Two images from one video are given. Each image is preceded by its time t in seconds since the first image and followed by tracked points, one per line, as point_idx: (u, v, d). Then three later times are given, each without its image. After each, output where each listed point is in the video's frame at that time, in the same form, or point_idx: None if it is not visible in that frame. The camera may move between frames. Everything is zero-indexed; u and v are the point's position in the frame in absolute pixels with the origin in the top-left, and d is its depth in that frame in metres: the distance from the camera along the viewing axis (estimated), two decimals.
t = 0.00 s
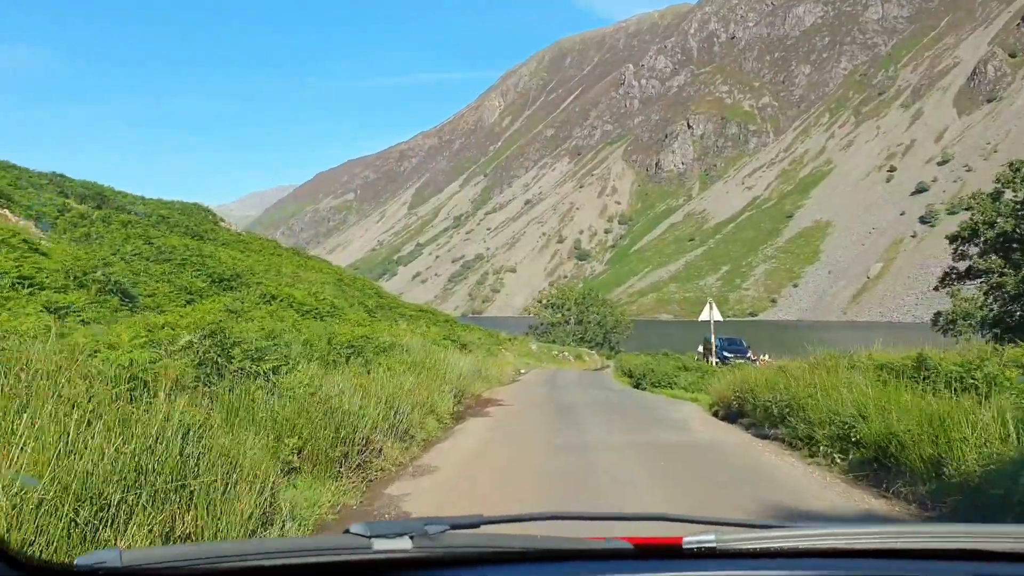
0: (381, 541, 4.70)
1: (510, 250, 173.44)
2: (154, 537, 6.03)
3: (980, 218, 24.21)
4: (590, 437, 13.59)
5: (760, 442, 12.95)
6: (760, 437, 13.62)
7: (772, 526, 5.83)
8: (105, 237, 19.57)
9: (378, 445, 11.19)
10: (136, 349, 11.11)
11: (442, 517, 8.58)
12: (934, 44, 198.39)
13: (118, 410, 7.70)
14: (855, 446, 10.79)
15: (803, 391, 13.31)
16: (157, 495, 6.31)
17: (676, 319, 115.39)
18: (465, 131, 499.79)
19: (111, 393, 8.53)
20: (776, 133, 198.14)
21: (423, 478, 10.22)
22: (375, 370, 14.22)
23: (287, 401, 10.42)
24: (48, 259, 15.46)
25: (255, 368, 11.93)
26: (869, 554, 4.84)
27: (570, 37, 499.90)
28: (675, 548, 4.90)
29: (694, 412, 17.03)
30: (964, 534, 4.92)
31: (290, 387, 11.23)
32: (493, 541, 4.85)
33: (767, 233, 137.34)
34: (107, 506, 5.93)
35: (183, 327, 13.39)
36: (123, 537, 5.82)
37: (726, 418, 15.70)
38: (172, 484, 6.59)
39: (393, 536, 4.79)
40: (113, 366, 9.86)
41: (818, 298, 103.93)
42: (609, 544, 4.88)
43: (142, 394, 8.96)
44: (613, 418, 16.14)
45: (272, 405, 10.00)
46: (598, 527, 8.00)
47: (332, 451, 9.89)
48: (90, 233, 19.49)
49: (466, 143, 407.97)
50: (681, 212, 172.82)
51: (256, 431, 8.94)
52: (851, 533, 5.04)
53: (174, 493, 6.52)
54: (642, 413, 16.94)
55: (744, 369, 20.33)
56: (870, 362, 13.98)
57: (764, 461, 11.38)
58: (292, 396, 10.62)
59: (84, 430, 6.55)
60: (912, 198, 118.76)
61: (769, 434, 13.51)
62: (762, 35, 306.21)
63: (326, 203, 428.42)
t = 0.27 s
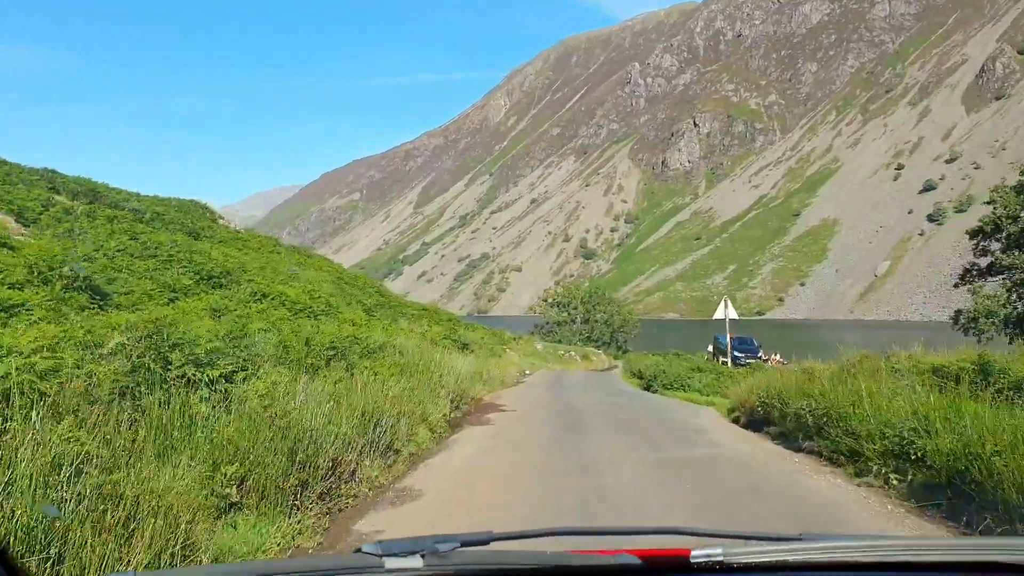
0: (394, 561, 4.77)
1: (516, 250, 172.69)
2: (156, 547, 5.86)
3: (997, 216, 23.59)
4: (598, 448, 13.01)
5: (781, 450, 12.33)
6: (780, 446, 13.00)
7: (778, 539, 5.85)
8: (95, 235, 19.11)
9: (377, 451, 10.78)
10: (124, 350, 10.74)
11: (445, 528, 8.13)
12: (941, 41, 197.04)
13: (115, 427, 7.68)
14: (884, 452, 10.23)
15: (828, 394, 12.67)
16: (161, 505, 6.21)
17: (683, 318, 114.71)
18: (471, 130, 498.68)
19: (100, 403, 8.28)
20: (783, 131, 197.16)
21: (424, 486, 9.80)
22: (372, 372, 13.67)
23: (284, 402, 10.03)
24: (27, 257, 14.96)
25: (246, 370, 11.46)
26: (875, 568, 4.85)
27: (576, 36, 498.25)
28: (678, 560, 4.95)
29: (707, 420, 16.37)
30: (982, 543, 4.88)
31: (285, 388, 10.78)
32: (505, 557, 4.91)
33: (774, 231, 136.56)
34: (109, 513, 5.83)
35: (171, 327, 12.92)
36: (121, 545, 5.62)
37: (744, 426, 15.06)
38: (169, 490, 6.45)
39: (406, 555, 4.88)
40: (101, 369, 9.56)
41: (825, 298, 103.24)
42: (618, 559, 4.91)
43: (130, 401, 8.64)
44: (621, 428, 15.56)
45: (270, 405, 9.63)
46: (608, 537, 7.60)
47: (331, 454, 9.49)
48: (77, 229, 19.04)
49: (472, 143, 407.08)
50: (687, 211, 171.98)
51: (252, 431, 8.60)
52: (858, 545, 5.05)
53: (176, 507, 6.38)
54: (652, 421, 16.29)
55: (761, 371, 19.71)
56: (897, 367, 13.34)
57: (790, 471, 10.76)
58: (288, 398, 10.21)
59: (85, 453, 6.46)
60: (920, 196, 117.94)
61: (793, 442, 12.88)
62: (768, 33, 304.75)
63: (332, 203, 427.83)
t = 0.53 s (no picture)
0: (392, 558, 5.00)
1: (522, 249, 171.97)
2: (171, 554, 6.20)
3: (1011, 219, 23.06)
4: (609, 455, 12.61)
5: (801, 457, 12.02)
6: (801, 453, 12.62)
7: (775, 535, 6.18)
8: (75, 230, 18.66)
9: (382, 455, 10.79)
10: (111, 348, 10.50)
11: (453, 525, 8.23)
12: (949, 39, 195.83)
13: (116, 439, 7.78)
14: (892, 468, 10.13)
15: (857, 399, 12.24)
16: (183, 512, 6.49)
17: (690, 318, 113.95)
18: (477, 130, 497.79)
19: (89, 406, 8.11)
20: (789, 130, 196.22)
21: (427, 492, 9.61)
22: (369, 377, 13.34)
23: (278, 407, 9.91)
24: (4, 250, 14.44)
25: (238, 375, 11.23)
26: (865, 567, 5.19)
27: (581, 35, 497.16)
28: (673, 559, 5.24)
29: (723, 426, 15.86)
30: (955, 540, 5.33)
31: (278, 392, 10.62)
32: (506, 556, 5.13)
33: (781, 230, 135.78)
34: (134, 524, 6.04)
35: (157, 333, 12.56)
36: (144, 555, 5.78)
37: (764, 431, 14.61)
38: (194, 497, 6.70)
39: (404, 554, 5.07)
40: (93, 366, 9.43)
41: (833, 296, 102.62)
42: (615, 558, 5.17)
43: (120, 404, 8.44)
44: (631, 435, 15.06)
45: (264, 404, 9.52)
46: (612, 536, 7.67)
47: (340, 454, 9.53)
48: (57, 223, 18.62)
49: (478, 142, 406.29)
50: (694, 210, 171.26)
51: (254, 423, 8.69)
52: (846, 544, 5.41)
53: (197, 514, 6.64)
54: (664, 429, 15.72)
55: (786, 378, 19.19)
56: (931, 371, 12.89)
57: (809, 477, 10.50)
58: (285, 400, 10.10)
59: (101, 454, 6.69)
60: (928, 195, 117.27)
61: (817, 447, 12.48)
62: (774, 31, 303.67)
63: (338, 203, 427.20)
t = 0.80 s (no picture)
0: (403, 559, 5.04)
1: (527, 249, 171.07)
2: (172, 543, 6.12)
3: None
4: (617, 459, 12.13)
5: (822, 458, 11.57)
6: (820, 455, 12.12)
7: (788, 534, 6.11)
8: (53, 223, 18.10)
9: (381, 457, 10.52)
10: (89, 345, 10.12)
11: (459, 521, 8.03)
12: (955, 39, 194.75)
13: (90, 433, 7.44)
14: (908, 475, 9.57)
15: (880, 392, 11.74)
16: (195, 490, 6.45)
17: (696, 318, 113.12)
18: (482, 130, 496.66)
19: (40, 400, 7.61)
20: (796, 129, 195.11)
21: (427, 499, 9.26)
22: (364, 377, 12.91)
23: (269, 408, 9.63)
24: None
25: (224, 379, 10.87)
26: (879, 560, 5.11)
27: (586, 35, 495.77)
28: (686, 554, 5.21)
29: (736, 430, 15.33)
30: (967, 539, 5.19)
31: (267, 398, 10.25)
32: (514, 554, 5.15)
33: (788, 230, 134.89)
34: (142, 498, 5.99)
35: (129, 331, 12.01)
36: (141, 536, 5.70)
37: (782, 434, 14.09)
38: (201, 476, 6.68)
39: (414, 555, 5.11)
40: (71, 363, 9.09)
41: (839, 296, 101.74)
42: (625, 555, 5.16)
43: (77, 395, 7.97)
44: (638, 438, 14.53)
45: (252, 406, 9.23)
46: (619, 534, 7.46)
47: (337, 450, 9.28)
48: (36, 217, 18.09)
49: (483, 143, 405.19)
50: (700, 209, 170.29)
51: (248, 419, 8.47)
52: (866, 540, 5.31)
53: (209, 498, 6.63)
54: (673, 432, 15.22)
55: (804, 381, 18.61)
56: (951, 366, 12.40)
57: (827, 477, 10.04)
58: (279, 402, 9.79)
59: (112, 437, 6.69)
60: (935, 194, 116.33)
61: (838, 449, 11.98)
62: (780, 30, 302.26)
63: (343, 203, 426.30)
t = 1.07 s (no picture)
0: (401, 549, 4.90)
1: (530, 245, 170.37)
2: (145, 553, 5.96)
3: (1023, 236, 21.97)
4: (622, 469, 11.68)
5: (844, 468, 11.20)
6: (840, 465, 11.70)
7: (789, 526, 6.00)
8: (24, 212, 17.49)
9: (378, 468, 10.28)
10: (55, 352, 9.69)
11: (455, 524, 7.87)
12: (961, 34, 193.06)
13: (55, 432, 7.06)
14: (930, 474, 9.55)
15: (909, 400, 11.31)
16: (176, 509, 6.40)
17: (700, 315, 112.36)
18: (485, 126, 495.42)
19: None
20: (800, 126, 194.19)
21: (423, 507, 8.94)
22: (357, 380, 12.48)
23: (251, 414, 9.33)
24: None
25: (203, 385, 10.46)
26: (884, 553, 5.00)
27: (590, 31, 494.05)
28: (686, 549, 5.09)
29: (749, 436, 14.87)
30: (970, 529, 5.07)
31: (248, 402, 9.88)
32: (516, 548, 5.04)
33: (792, 226, 134.27)
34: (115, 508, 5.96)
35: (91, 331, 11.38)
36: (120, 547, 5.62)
37: (802, 439, 13.65)
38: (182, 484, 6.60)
39: (414, 545, 4.96)
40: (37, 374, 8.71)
41: (844, 292, 101.09)
42: (625, 548, 5.07)
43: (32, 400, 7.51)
44: (644, 446, 14.08)
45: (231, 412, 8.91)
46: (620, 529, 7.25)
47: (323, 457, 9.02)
48: (10, 207, 17.46)
49: (486, 139, 403.99)
50: (703, 206, 169.59)
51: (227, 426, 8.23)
52: (868, 532, 5.20)
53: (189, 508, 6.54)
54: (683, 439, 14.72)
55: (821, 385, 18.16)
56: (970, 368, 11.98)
57: (856, 485, 9.82)
58: (261, 407, 9.44)
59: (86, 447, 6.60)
60: (940, 190, 115.58)
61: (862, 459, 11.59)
62: (784, 26, 300.91)
63: (346, 200, 425.46)
